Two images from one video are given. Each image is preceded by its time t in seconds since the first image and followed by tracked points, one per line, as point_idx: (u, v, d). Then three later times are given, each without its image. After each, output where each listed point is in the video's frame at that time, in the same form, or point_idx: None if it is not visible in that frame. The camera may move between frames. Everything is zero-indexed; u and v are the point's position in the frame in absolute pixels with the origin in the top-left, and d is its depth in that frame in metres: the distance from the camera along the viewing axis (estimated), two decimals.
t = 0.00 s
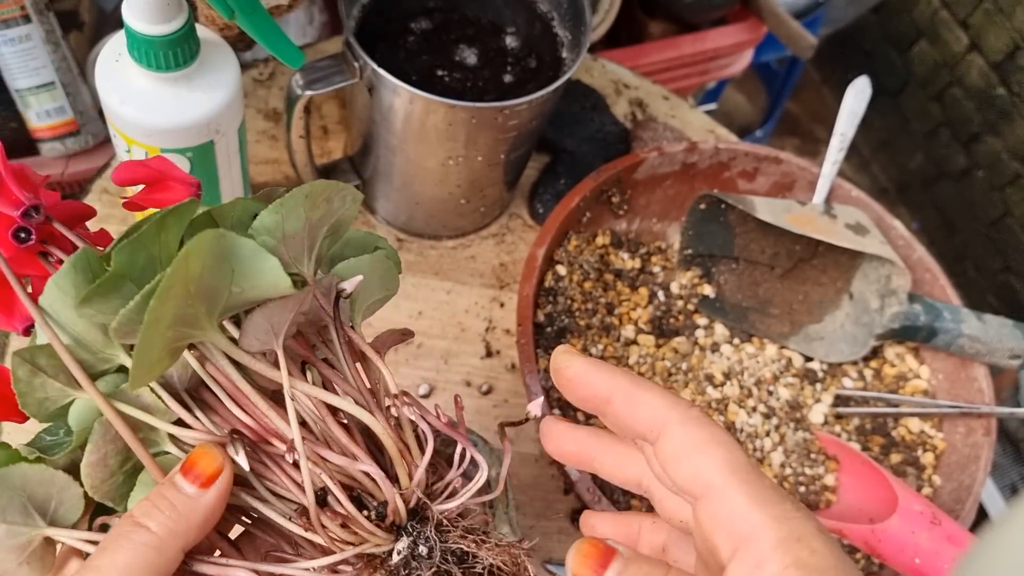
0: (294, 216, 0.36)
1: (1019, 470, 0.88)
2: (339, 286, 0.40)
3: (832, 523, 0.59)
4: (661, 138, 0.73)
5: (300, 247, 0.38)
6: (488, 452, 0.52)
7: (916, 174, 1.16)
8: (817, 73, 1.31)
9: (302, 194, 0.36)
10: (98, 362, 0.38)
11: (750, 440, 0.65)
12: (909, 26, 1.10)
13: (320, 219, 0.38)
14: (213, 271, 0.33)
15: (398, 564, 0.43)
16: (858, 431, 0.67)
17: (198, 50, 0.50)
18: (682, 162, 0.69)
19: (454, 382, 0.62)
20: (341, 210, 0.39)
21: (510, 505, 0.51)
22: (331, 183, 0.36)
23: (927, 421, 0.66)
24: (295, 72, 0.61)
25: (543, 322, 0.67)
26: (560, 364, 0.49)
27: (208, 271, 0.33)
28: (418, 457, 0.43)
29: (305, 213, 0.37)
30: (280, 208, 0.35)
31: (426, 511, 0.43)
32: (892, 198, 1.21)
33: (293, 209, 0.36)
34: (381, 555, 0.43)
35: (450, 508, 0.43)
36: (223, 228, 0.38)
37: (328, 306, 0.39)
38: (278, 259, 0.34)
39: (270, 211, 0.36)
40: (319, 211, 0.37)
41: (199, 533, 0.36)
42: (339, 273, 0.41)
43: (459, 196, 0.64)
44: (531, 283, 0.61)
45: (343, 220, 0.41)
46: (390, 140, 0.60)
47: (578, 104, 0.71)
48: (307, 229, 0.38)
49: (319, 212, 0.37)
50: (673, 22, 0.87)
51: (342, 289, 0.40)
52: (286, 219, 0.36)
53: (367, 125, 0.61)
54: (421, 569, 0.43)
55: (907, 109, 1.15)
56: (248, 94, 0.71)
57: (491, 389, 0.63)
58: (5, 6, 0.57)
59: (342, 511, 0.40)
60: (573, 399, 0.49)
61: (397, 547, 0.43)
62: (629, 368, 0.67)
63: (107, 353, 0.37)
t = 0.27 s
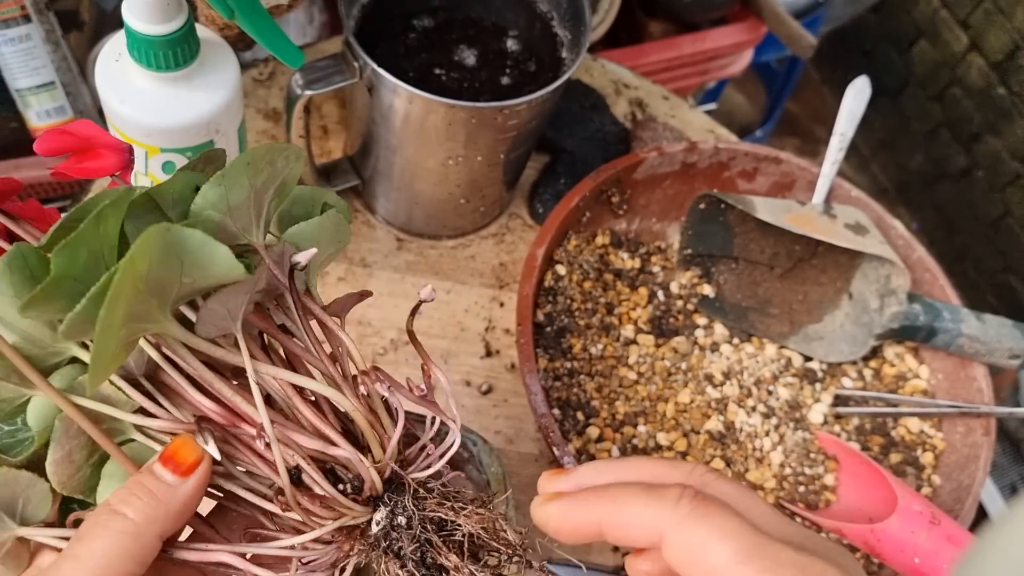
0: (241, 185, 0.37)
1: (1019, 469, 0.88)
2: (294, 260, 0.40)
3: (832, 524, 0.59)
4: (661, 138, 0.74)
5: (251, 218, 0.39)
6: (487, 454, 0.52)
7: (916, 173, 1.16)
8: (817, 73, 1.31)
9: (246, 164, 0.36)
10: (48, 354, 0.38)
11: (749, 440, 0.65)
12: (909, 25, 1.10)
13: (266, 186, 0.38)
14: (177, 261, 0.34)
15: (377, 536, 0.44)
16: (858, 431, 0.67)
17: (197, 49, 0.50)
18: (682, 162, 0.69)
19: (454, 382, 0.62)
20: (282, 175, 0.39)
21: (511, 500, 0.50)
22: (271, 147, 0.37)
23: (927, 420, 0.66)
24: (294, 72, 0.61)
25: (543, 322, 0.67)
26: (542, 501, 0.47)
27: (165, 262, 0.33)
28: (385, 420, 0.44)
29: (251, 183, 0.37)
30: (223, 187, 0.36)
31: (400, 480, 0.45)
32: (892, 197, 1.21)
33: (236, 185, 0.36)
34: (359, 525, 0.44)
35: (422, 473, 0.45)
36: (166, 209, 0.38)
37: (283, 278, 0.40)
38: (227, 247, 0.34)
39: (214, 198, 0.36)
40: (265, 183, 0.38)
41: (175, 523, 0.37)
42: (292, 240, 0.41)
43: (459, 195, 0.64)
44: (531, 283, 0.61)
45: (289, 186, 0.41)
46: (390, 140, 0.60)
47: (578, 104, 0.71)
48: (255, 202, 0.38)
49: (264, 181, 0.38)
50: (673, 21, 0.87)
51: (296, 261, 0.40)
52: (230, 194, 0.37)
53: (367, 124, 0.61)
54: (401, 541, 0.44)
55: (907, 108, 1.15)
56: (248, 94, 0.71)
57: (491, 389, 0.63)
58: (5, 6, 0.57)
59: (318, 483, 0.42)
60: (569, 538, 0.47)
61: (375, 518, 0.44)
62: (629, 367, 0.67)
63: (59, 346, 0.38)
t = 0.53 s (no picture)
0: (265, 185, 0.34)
1: (1019, 470, 0.87)
2: (316, 275, 0.40)
3: (832, 524, 0.59)
4: (661, 138, 0.74)
5: (267, 221, 0.37)
6: (487, 454, 0.51)
7: (916, 174, 1.16)
8: (817, 73, 1.31)
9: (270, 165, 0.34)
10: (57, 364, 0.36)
11: (749, 440, 0.65)
12: (909, 25, 1.10)
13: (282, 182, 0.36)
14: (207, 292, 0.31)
15: (390, 553, 0.44)
16: (858, 431, 0.67)
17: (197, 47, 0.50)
18: (682, 162, 0.68)
19: (454, 382, 0.62)
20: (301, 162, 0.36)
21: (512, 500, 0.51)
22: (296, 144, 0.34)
23: (927, 421, 0.66)
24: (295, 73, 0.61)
25: (543, 322, 0.67)
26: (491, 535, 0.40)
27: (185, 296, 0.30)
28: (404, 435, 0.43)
29: (272, 180, 0.35)
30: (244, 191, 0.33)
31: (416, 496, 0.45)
32: (892, 198, 1.20)
33: (258, 185, 0.34)
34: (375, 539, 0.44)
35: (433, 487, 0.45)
36: (183, 214, 0.35)
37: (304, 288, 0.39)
38: (251, 281, 0.31)
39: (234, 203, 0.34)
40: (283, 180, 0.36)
41: (187, 540, 0.37)
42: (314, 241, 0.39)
43: (459, 196, 0.64)
44: (531, 283, 0.61)
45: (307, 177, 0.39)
46: (390, 140, 0.60)
47: (578, 104, 0.71)
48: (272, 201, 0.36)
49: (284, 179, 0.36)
50: (673, 21, 0.87)
51: (317, 275, 0.40)
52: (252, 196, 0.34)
53: (367, 124, 0.61)
54: (413, 560, 0.44)
55: (907, 108, 1.15)
56: (248, 94, 0.71)
57: (491, 389, 0.63)
58: (6, 6, 0.57)
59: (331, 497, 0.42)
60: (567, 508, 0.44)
61: (389, 534, 0.44)
62: (629, 368, 0.67)
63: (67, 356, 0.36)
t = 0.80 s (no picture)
0: (178, 203, 0.29)
1: (1020, 470, 0.87)
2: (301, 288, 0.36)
3: (832, 524, 0.59)
4: (661, 138, 0.74)
5: (211, 219, 0.31)
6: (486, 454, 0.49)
7: (916, 174, 1.16)
8: (817, 73, 1.31)
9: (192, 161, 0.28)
10: None
11: (750, 440, 0.65)
12: (909, 25, 1.10)
13: (218, 178, 0.30)
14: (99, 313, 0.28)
15: None
16: (858, 431, 0.67)
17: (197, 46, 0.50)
18: (682, 162, 0.68)
19: (454, 382, 0.62)
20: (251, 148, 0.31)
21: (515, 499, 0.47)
22: (221, 133, 0.28)
23: (927, 421, 0.66)
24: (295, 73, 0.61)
25: (543, 322, 0.66)
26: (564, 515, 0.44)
27: (92, 313, 0.28)
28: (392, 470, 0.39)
29: (196, 180, 0.29)
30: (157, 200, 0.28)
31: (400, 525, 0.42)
32: (893, 198, 1.20)
33: (183, 188, 0.28)
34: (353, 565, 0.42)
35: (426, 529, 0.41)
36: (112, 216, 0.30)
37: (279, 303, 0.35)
38: (121, 353, 0.26)
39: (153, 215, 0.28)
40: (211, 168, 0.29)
41: (143, 569, 0.36)
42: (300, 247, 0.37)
43: (460, 196, 0.64)
44: (531, 283, 0.61)
45: (270, 148, 0.33)
46: (390, 140, 0.60)
47: (578, 104, 0.71)
48: (214, 195, 0.31)
49: (217, 172, 0.30)
50: (673, 21, 0.87)
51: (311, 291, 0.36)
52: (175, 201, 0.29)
53: (367, 124, 0.61)
54: None
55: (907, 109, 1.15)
56: (248, 94, 0.71)
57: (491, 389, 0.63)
58: (6, 6, 0.57)
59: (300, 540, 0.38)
60: (591, 549, 0.44)
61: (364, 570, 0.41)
62: (630, 368, 0.67)
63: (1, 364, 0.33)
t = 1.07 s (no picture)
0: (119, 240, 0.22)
1: (1021, 470, 0.87)
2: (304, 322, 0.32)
3: (833, 524, 0.59)
4: (661, 138, 0.73)
5: (153, 283, 0.25)
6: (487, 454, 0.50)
7: (917, 174, 1.16)
8: (818, 74, 1.31)
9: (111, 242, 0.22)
10: None
11: (750, 440, 0.65)
12: (909, 25, 1.10)
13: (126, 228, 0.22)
14: (19, 430, 0.23)
15: None
16: (859, 431, 0.67)
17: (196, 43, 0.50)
18: (682, 162, 0.68)
19: (454, 382, 0.62)
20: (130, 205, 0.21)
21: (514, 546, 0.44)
22: (129, 202, 0.21)
23: (928, 421, 0.66)
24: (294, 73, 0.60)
25: (543, 322, 0.66)
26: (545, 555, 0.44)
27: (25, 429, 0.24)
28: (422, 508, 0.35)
29: (112, 259, 0.22)
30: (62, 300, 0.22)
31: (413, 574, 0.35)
32: (893, 197, 1.20)
33: (112, 276, 0.23)
34: None
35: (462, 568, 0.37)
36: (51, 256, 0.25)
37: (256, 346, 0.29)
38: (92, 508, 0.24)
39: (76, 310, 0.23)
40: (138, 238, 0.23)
41: None
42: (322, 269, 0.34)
43: (460, 196, 0.64)
44: (531, 283, 0.60)
45: (230, 185, 0.25)
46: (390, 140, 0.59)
47: (578, 104, 0.71)
48: (148, 263, 0.24)
49: (144, 238, 0.23)
50: (673, 21, 0.87)
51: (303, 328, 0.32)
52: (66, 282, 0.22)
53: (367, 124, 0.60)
54: None
55: (908, 109, 1.14)
56: (248, 94, 0.71)
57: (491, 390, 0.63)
58: (6, 5, 0.57)
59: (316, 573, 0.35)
60: None
61: None
62: (630, 368, 0.67)
63: None
